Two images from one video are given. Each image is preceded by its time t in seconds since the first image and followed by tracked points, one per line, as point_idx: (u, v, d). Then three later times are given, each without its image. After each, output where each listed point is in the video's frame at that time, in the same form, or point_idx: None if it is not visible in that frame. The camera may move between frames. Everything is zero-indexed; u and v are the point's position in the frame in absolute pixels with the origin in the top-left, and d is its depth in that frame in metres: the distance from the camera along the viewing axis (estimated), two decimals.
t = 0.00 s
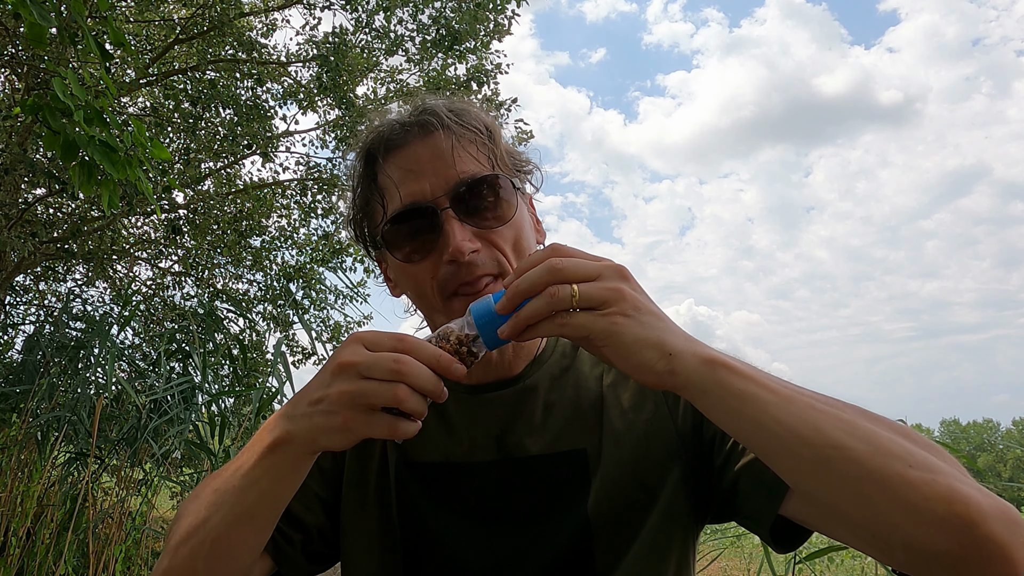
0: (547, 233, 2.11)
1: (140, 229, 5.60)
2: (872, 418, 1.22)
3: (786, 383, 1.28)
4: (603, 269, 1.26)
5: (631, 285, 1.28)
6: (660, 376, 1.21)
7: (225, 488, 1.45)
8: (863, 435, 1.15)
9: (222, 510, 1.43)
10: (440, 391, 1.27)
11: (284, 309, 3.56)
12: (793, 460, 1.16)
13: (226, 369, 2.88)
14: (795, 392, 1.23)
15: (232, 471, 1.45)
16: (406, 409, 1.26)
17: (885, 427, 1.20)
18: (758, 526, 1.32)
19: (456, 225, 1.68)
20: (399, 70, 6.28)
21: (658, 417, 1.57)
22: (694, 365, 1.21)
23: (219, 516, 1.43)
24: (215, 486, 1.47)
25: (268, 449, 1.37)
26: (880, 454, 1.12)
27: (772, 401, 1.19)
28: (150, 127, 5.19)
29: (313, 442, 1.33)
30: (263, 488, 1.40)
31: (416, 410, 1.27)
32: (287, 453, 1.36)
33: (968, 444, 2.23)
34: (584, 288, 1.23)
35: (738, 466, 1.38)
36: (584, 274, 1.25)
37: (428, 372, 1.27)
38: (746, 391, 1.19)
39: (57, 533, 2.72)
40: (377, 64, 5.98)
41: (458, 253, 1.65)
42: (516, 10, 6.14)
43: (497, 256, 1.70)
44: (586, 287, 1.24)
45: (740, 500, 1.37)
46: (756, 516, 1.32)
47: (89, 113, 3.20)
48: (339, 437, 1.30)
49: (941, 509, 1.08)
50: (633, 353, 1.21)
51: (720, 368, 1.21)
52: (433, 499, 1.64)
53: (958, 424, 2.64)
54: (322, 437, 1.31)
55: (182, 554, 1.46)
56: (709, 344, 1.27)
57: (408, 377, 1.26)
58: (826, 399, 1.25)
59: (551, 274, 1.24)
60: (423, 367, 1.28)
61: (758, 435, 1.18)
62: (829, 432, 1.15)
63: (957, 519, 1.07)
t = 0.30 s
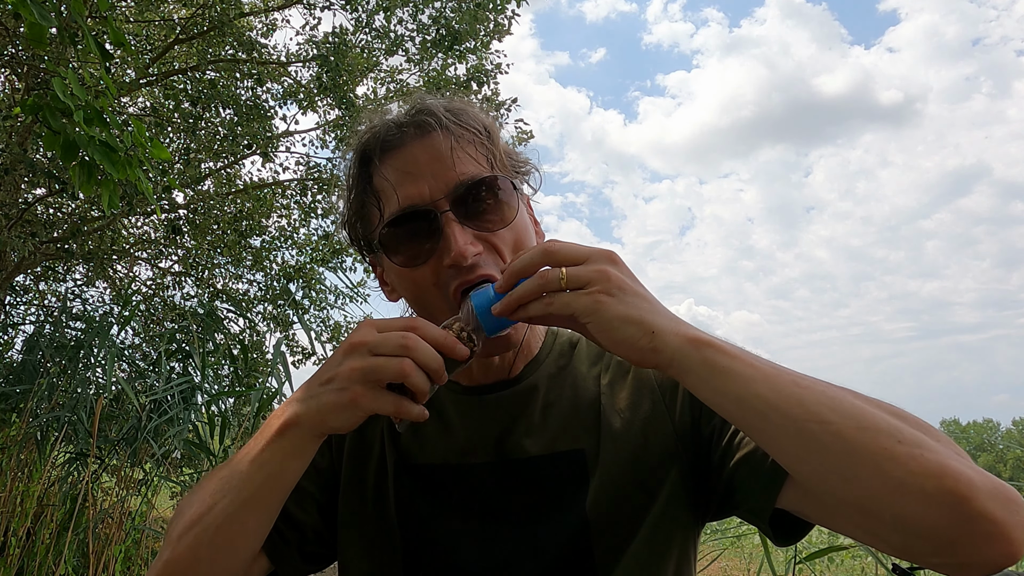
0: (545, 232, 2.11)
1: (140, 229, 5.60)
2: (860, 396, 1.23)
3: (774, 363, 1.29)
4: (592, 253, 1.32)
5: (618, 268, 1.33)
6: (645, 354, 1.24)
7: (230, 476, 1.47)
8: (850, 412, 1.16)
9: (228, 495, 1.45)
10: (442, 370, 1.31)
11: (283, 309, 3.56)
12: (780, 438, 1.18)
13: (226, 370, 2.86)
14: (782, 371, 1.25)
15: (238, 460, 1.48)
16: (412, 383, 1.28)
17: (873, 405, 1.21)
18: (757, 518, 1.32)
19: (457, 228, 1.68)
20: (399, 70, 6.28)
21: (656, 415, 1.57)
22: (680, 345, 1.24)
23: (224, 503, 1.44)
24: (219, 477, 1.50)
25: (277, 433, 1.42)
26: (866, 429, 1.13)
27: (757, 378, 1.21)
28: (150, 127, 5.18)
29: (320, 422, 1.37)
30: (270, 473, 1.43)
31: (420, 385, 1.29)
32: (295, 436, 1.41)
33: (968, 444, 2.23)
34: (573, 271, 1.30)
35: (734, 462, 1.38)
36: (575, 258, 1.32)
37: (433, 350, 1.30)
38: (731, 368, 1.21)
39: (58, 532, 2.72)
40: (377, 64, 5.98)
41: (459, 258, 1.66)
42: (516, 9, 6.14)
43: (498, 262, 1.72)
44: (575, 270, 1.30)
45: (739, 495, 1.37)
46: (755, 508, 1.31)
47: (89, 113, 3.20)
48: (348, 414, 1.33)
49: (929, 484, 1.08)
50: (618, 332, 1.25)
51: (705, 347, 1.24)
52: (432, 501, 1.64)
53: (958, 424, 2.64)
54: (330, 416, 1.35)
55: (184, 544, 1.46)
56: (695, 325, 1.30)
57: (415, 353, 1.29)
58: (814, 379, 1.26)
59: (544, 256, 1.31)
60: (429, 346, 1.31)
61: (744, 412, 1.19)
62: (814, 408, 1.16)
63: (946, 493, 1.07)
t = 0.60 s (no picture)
0: (542, 232, 2.11)
1: (140, 229, 5.61)
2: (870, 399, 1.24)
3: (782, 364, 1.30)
4: (592, 265, 1.38)
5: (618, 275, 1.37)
6: (655, 352, 1.24)
7: (237, 489, 1.50)
8: (864, 412, 1.16)
9: (232, 506, 1.46)
10: (426, 349, 1.36)
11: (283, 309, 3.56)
12: (794, 436, 1.17)
13: (226, 369, 2.86)
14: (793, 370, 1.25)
15: (247, 476, 1.52)
16: (392, 360, 1.34)
17: (883, 407, 1.21)
18: (760, 521, 1.32)
19: (450, 224, 1.68)
20: (399, 70, 6.28)
21: (656, 416, 1.57)
22: (692, 343, 1.24)
23: (227, 514, 1.45)
24: (227, 492, 1.52)
25: (284, 445, 1.47)
26: (881, 428, 1.13)
27: (770, 376, 1.20)
28: (150, 127, 5.18)
29: (320, 428, 1.42)
30: (273, 483, 1.45)
31: (401, 362, 1.34)
32: (299, 447, 1.45)
33: (968, 444, 2.23)
34: (574, 277, 1.34)
35: (738, 464, 1.38)
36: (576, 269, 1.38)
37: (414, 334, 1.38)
38: (744, 366, 1.21)
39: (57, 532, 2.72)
40: (377, 64, 5.98)
41: (452, 252, 1.66)
42: (515, 9, 6.15)
43: (491, 257, 1.71)
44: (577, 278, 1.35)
45: (741, 497, 1.37)
46: (756, 511, 1.32)
47: (89, 113, 3.20)
48: (337, 406, 1.40)
49: (944, 484, 1.08)
50: (626, 330, 1.25)
51: (716, 346, 1.24)
52: (430, 502, 1.64)
53: (958, 424, 2.64)
54: (326, 416, 1.40)
55: (187, 555, 1.46)
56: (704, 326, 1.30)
57: (394, 338, 1.38)
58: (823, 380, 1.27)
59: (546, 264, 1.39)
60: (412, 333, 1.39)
61: (757, 411, 1.18)
62: (829, 406, 1.16)
63: (960, 494, 1.08)
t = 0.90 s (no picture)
0: (542, 233, 2.10)
1: (140, 229, 5.61)
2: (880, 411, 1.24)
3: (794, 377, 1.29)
4: (599, 281, 1.30)
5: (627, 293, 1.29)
6: (675, 375, 1.19)
7: (229, 500, 1.46)
8: (879, 428, 1.16)
9: (227, 515, 1.44)
10: (416, 398, 1.28)
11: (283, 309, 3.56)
12: (815, 457, 1.16)
13: (226, 369, 2.87)
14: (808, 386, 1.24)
15: (238, 485, 1.48)
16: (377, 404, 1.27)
17: (894, 420, 1.22)
18: (762, 525, 1.32)
19: (447, 226, 1.68)
20: (399, 70, 6.28)
21: (656, 418, 1.57)
22: (710, 363, 1.21)
23: (225, 524, 1.43)
24: (220, 500, 1.49)
25: (274, 456, 1.40)
26: (898, 445, 1.14)
27: (788, 395, 1.19)
28: (150, 127, 5.18)
29: (309, 448, 1.34)
30: (267, 492, 1.41)
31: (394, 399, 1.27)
32: (290, 461, 1.38)
33: (968, 445, 2.23)
34: (583, 302, 1.24)
35: (741, 464, 1.37)
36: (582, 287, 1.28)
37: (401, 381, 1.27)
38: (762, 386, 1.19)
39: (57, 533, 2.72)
40: (377, 64, 5.98)
41: (448, 254, 1.65)
42: (515, 9, 6.15)
43: (487, 257, 1.68)
44: (585, 299, 1.24)
45: (743, 498, 1.36)
46: (759, 517, 1.32)
47: (89, 113, 3.20)
48: (321, 440, 1.31)
49: (959, 498, 1.10)
50: (647, 355, 1.18)
51: (734, 365, 1.21)
52: (428, 501, 1.64)
53: (959, 424, 2.64)
54: (312, 446, 1.32)
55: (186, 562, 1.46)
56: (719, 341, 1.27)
57: (380, 383, 1.27)
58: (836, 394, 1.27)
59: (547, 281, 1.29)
60: (396, 374, 1.28)
61: (778, 432, 1.17)
62: (848, 425, 1.16)
63: (974, 508, 1.10)
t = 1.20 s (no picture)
0: (538, 232, 2.10)
1: (140, 229, 5.61)
2: (881, 413, 1.22)
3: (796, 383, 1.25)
4: (603, 292, 1.16)
5: (633, 305, 1.17)
6: (676, 398, 1.16)
7: (220, 493, 1.46)
8: (883, 439, 1.15)
9: (216, 510, 1.45)
10: (416, 416, 1.23)
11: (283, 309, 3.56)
12: (816, 472, 1.16)
13: (226, 369, 2.86)
14: (811, 397, 1.20)
15: (228, 478, 1.46)
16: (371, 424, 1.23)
17: (895, 422, 1.21)
18: (761, 525, 1.32)
19: (444, 227, 1.68)
20: (399, 70, 6.28)
21: (655, 417, 1.57)
22: (713, 382, 1.17)
23: (217, 518, 1.44)
24: (214, 492, 1.49)
25: (261, 455, 1.37)
26: (898, 456, 1.13)
27: (792, 412, 1.16)
28: (150, 127, 5.18)
29: (296, 450, 1.30)
30: (257, 489, 1.40)
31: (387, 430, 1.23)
32: (278, 461, 1.35)
33: (967, 444, 2.23)
34: (589, 316, 1.12)
35: (740, 463, 1.37)
36: (587, 299, 1.16)
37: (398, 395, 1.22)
38: (765, 407, 1.16)
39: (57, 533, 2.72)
40: (377, 64, 5.98)
41: (445, 255, 1.65)
42: (515, 9, 6.15)
43: (485, 256, 1.68)
44: (591, 313, 1.13)
45: (742, 498, 1.36)
46: (758, 517, 1.32)
47: (89, 113, 3.20)
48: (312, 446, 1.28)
49: (957, 504, 1.11)
50: (652, 381, 1.13)
51: (736, 381, 1.17)
52: (427, 501, 1.64)
53: (959, 424, 2.64)
54: (301, 447, 1.29)
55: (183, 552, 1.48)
56: (719, 351, 1.22)
57: (376, 401, 1.23)
58: (837, 400, 1.23)
59: (548, 293, 1.16)
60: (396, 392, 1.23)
61: (777, 448, 1.17)
62: (850, 440, 1.14)
63: (973, 513, 1.11)
